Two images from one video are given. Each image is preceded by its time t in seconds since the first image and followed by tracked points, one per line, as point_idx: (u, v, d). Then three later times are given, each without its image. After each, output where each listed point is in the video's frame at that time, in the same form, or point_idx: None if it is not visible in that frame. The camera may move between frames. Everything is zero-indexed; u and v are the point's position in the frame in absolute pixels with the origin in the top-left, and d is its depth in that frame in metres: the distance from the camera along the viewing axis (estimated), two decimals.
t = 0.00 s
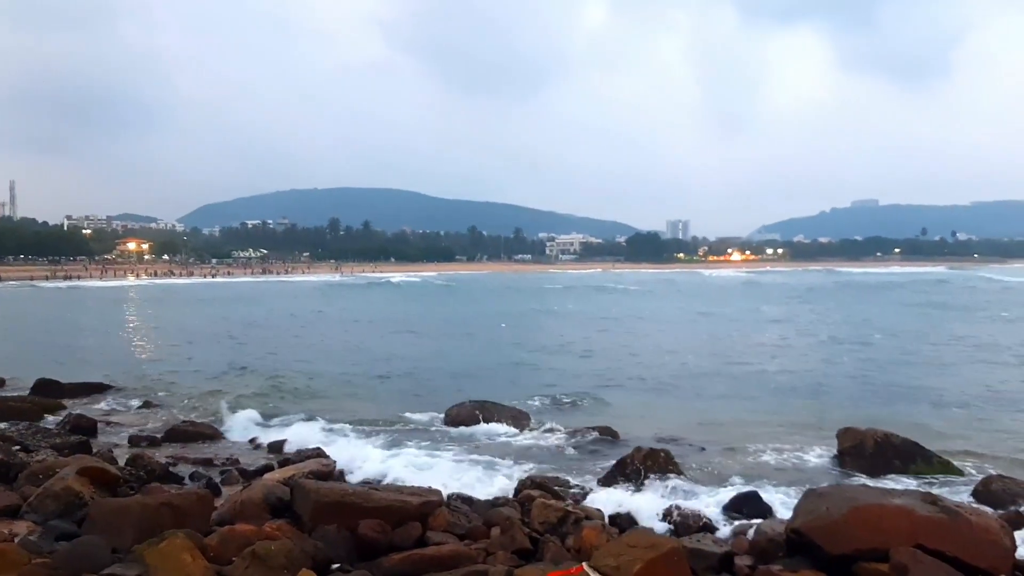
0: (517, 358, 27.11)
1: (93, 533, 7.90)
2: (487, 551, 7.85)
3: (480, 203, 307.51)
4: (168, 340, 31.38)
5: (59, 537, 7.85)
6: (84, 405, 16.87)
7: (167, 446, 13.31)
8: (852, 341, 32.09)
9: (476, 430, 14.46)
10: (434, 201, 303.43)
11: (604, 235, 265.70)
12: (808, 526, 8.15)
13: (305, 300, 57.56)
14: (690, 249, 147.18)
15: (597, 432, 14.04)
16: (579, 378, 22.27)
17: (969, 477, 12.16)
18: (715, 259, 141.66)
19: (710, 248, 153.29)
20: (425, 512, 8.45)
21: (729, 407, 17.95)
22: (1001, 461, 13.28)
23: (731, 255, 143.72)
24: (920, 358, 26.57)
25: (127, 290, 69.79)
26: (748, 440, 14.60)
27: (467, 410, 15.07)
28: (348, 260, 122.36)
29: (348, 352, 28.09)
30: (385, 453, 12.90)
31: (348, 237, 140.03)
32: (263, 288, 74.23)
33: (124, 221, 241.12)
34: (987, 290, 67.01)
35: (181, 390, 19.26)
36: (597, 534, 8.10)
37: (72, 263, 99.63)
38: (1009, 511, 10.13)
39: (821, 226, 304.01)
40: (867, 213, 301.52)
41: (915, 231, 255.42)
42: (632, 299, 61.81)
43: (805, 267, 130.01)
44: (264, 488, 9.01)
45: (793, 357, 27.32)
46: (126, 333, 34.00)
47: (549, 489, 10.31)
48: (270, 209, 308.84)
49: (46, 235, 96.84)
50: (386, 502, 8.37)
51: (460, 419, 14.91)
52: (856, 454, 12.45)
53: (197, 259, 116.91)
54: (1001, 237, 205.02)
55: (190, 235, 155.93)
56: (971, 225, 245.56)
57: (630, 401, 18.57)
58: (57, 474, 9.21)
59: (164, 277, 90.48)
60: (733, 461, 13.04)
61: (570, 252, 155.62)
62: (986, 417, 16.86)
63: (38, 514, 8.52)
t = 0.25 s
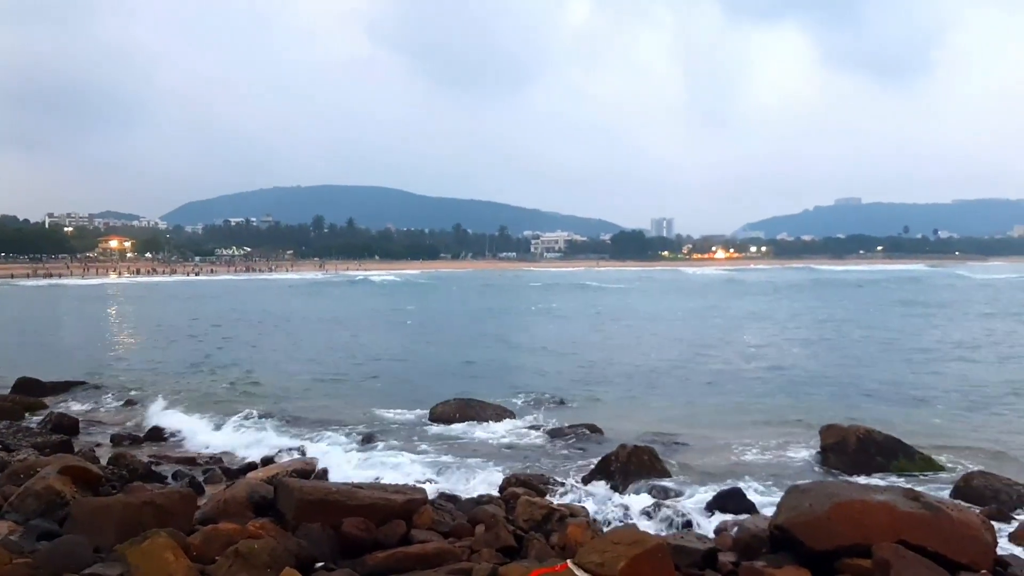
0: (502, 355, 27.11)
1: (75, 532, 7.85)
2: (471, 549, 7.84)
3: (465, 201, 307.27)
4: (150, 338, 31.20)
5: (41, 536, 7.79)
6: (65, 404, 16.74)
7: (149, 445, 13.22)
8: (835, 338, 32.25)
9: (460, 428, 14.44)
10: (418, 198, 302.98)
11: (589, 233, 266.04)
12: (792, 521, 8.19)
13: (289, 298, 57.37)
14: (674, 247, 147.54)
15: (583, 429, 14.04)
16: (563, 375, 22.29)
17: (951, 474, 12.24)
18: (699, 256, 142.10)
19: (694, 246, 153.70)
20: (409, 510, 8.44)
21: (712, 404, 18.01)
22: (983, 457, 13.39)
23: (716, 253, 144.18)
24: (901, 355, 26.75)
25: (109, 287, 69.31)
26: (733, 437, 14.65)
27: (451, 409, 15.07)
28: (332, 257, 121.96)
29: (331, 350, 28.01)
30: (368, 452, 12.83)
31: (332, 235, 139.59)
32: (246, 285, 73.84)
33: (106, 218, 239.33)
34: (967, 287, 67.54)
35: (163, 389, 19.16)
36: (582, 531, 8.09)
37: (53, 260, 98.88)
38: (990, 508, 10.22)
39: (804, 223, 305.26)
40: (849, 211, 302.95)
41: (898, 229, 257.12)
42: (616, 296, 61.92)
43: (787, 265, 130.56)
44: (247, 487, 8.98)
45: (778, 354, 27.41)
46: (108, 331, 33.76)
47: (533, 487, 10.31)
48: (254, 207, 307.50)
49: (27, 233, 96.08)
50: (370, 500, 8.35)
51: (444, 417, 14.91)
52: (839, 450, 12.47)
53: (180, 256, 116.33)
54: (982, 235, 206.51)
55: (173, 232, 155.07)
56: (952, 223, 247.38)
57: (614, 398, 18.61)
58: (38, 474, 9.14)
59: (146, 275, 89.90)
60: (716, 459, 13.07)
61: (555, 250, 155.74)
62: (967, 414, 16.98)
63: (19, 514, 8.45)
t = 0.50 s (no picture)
0: (489, 354, 27.10)
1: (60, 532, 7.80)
2: (459, 547, 7.84)
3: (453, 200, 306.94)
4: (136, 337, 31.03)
5: (26, 536, 7.74)
6: (50, 403, 16.65)
7: (135, 445, 13.16)
8: (821, 336, 32.39)
9: (448, 426, 14.44)
10: (406, 197, 302.68)
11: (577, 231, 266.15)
12: (779, 518, 8.23)
13: (277, 297, 57.19)
14: (662, 245, 147.70)
15: (570, 428, 14.04)
16: (550, 374, 22.29)
17: (935, 470, 12.32)
18: (687, 255, 142.35)
19: (681, 244, 153.96)
20: (397, 509, 8.44)
21: (700, 402, 18.05)
22: (967, 454, 13.48)
23: (703, 251, 144.47)
24: (887, 353, 26.88)
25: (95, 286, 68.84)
26: (719, 435, 14.70)
27: (438, 408, 15.06)
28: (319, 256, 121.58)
29: (318, 348, 27.95)
30: (356, 451, 12.81)
31: (319, 233, 139.18)
32: (233, 284, 73.55)
33: (90, 216, 237.80)
34: (952, 285, 67.92)
35: (148, 388, 19.06)
36: (569, 529, 8.11)
37: (39, 259, 98.23)
38: (974, 504, 10.29)
39: (791, 222, 306.27)
40: (835, 209, 304.03)
41: (883, 227, 258.38)
42: (604, 295, 61.98)
43: (774, 263, 130.93)
44: (234, 487, 8.96)
45: (764, 352, 27.52)
46: (93, 330, 33.58)
47: (521, 486, 10.32)
48: (241, 205, 306.30)
49: (12, 232, 95.41)
50: (357, 499, 8.33)
51: (432, 415, 14.93)
52: (825, 447, 12.52)
53: (166, 255, 115.73)
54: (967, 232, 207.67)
55: (159, 231, 154.27)
56: (937, 222, 248.66)
57: (601, 397, 18.62)
58: (23, 473, 9.08)
59: (132, 274, 89.41)
60: (703, 457, 13.10)
61: (543, 249, 155.71)
62: (952, 411, 17.09)
63: (5, 514, 8.40)
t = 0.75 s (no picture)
0: (474, 353, 27.09)
1: (42, 533, 7.76)
2: (444, 546, 7.84)
3: (438, 199, 306.44)
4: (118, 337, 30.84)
5: (8, 537, 7.71)
6: (32, 403, 16.55)
7: (118, 445, 13.10)
8: (804, 333, 32.54)
9: (433, 425, 14.43)
10: (391, 195, 301.94)
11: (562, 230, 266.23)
12: (763, 515, 8.27)
13: (260, 295, 56.92)
14: (647, 244, 147.92)
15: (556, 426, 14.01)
16: (535, 372, 22.33)
17: (917, 466, 12.42)
18: (671, 253, 142.57)
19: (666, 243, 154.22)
20: (382, 508, 8.43)
21: (684, 399, 18.11)
22: (948, 450, 13.59)
23: (687, 250, 144.79)
24: (870, 350, 27.04)
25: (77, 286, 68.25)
26: (704, 432, 14.76)
27: (424, 407, 15.06)
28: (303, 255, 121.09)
29: (302, 348, 27.86)
30: (342, 450, 12.80)
31: (304, 233, 138.61)
32: (217, 283, 73.12)
33: (72, 216, 236.15)
34: (934, 282, 68.39)
35: (132, 388, 18.96)
36: (554, 527, 8.12)
37: (20, 259, 97.40)
38: (956, 500, 10.38)
39: (775, 220, 307.42)
40: (819, 207, 305.43)
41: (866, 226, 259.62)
42: (588, 293, 61.93)
43: (758, 261, 131.36)
44: (217, 486, 8.94)
45: (747, 349, 27.64)
46: (74, 330, 33.34)
47: (506, 484, 10.33)
48: (225, 203, 304.84)
49: None
50: (342, 498, 8.33)
51: (417, 414, 14.94)
52: (808, 445, 12.58)
53: (149, 254, 115.07)
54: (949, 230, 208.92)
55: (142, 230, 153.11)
56: (919, 220, 250.11)
57: (586, 395, 18.66)
58: (4, 474, 9.03)
59: (115, 274, 88.79)
60: (688, 454, 13.15)
61: (528, 247, 155.63)
62: (934, 407, 17.21)
63: None
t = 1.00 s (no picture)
0: (461, 352, 27.08)
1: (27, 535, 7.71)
2: (432, 546, 7.83)
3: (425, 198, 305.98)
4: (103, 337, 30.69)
5: None
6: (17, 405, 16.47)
7: (104, 446, 13.05)
8: (791, 332, 32.64)
9: (421, 425, 14.41)
10: (378, 194, 301.34)
11: (549, 229, 266.26)
12: (749, 513, 8.31)
13: (246, 296, 56.72)
14: (634, 243, 148.11)
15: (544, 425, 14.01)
16: (522, 371, 22.34)
17: (902, 463, 12.49)
18: (658, 252, 142.80)
19: (653, 242, 154.48)
20: (369, 509, 8.42)
21: (671, 398, 18.15)
22: (934, 447, 13.67)
23: (674, 248, 145.07)
24: (856, 348, 27.15)
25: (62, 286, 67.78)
26: (691, 430, 14.80)
27: (412, 406, 15.07)
28: (290, 255, 120.72)
29: (288, 348, 27.79)
30: (329, 450, 12.78)
31: (291, 232, 138.20)
32: (203, 284, 72.82)
33: (57, 215, 234.76)
34: (920, 281, 68.76)
35: (117, 389, 18.88)
36: (541, 526, 8.13)
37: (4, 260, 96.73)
38: (941, 496, 10.45)
39: (762, 219, 308.32)
40: (805, 206, 306.46)
41: (852, 224, 260.60)
42: (576, 292, 61.98)
43: (745, 260, 131.64)
44: (203, 488, 8.91)
45: (734, 348, 27.72)
46: (59, 331, 33.14)
47: (494, 484, 10.32)
48: (211, 203, 303.68)
49: None
50: (329, 498, 8.32)
51: (405, 414, 14.92)
52: (795, 443, 12.62)
53: (135, 254, 114.52)
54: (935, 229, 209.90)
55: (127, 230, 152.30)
56: (905, 219, 251.18)
57: (573, 394, 18.68)
58: None
59: (100, 274, 88.29)
60: (676, 453, 13.18)
61: (515, 246, 155.62)
62: (919, 405, 17.30)
63: None
